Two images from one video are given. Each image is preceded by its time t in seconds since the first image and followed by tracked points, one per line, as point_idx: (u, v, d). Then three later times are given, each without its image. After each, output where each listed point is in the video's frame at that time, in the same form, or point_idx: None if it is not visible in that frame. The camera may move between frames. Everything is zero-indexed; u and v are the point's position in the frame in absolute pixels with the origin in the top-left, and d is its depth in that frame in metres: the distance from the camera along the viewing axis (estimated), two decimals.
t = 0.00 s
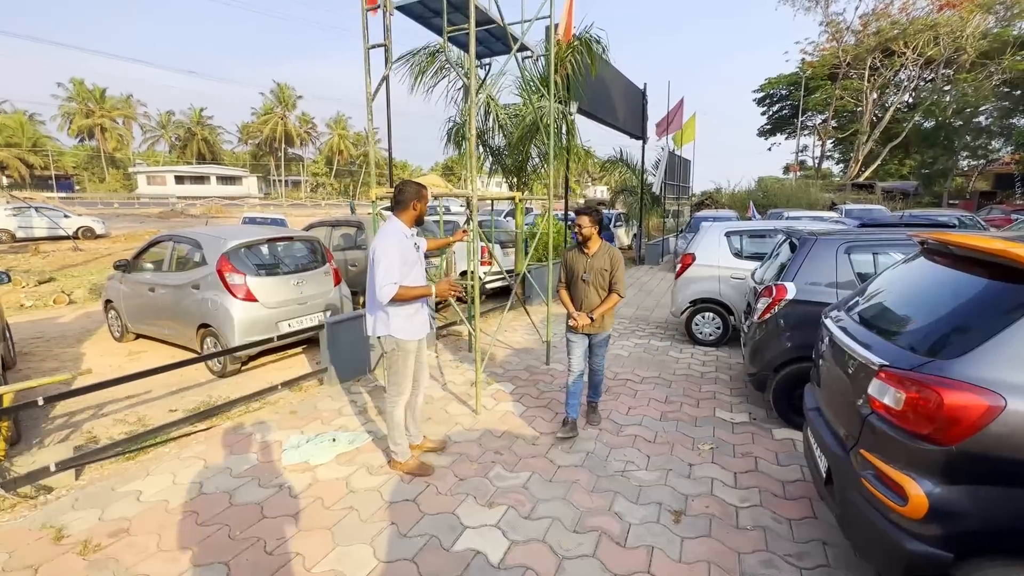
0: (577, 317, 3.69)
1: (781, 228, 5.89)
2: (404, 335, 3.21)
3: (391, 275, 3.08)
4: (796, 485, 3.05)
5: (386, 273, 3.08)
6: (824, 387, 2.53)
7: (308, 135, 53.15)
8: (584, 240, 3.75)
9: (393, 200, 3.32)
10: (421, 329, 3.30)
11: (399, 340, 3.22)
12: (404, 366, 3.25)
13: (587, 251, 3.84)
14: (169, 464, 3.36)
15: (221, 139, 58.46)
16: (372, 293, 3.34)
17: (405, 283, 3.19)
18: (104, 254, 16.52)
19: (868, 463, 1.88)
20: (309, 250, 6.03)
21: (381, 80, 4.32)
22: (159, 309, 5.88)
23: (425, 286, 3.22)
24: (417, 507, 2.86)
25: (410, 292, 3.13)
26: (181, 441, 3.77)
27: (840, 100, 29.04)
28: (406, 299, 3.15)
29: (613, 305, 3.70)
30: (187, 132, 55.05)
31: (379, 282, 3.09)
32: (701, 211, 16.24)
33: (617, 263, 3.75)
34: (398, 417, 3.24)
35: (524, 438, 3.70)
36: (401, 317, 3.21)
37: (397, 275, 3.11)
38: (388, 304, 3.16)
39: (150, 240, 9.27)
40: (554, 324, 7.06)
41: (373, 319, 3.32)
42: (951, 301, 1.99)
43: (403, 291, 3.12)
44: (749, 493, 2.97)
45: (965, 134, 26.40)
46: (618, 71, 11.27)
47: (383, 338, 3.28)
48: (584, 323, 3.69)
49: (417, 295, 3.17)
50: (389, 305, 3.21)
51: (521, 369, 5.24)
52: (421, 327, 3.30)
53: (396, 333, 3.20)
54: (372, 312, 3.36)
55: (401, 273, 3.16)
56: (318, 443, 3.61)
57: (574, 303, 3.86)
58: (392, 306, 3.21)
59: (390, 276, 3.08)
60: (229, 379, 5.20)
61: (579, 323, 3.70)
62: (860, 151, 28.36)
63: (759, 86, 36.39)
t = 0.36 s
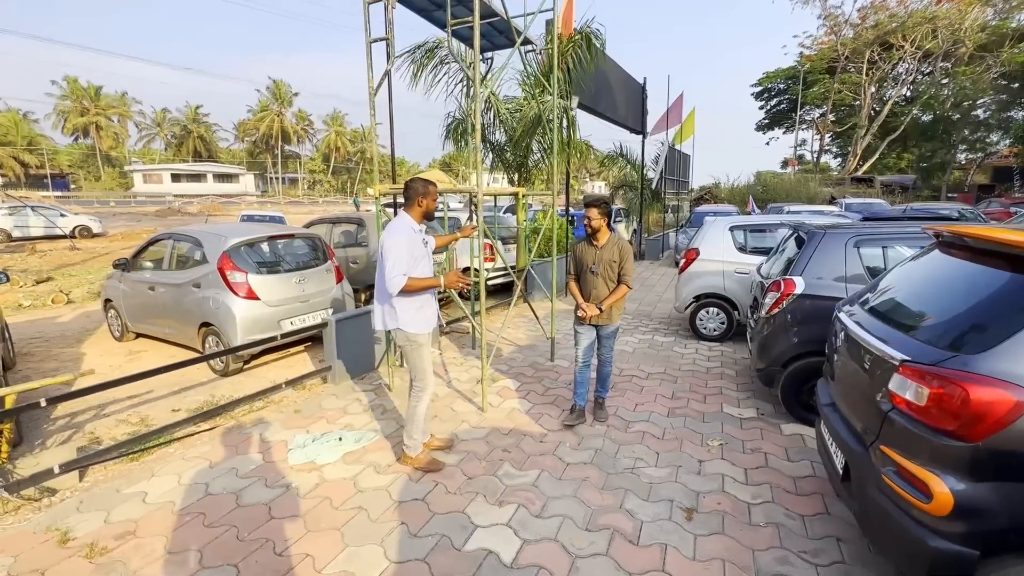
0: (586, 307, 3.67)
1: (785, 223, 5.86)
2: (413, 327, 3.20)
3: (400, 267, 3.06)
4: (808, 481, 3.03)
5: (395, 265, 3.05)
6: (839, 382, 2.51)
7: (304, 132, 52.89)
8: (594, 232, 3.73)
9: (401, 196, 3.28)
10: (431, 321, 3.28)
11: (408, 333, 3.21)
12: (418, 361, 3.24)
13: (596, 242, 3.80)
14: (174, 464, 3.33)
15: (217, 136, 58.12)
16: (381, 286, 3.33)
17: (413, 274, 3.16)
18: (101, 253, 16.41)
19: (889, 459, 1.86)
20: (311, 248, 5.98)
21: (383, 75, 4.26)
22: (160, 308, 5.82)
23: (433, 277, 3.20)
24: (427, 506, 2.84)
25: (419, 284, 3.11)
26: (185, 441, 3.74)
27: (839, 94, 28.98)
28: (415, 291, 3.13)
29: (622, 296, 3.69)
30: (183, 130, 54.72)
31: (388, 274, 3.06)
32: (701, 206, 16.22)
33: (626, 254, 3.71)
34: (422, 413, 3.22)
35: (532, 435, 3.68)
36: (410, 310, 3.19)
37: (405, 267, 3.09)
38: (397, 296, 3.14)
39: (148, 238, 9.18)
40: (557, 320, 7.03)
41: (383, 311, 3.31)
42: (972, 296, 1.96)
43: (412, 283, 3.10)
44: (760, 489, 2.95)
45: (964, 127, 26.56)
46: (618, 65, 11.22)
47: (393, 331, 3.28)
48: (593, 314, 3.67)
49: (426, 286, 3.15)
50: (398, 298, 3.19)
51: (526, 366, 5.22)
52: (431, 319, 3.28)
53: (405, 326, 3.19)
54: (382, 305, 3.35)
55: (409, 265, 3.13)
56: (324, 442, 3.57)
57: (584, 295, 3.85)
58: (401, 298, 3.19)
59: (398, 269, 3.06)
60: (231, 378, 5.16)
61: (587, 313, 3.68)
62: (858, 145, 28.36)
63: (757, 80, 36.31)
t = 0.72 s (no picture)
0: (591, 304, 3.68)
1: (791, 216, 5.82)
2: (422, 322, 3.17)
3: (413, 259, 3.05)
4: (821, 476, 3.00)
5: (408, 256, 3.04)
6: (856, 377, 2.48)
7: (303, 130, 52.78)
8: (596, 228, 3.71)
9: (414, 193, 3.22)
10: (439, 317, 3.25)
11: (415, 330, 3.18)
12: (428, 357, 3.23)
13: (599, 238, 3.77)
14: (181, 465, 3.30)
15: (216, 135, 57.98)
16: (390, 281, 3.30)
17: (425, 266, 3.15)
18: (101, 253, 16.37)
19: (912, 454, 1.82)
20: (313, 246, 5.94)
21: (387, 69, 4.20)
22: (163, 308, 5.79)
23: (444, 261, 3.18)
24: (438, 505, 2.81)
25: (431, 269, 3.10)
26: (192, 441, 3.71)
27: (840, 87, 28.85)
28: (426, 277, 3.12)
29: (625, 292, 3.63)
30: (182, 129, 54.60)
31: (402, 264, 3.05)
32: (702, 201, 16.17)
33: (629, 250, 3.66)
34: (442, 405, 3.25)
35: (541, 432, 3.65)
36: (419, 304, 3.18)
37: (418, 259, 3.07)
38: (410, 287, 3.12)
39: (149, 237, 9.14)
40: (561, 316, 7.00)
41: (391, 306, 3.29)
42: (995, 288, 1.92)
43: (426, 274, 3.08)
44: (774, 485, 2.92)
45: (966, 120, 26.40)
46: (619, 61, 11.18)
47: (400, 327, 3.25)
48: (597, 310, 3.66)
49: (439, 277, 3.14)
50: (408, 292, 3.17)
51: (532, 362, 5.19)
52: (439, 314, 3.26)
53: (417, 320, 3.16)
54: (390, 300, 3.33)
55: (422, 257, 3.12)
56: (332, 441, 3.54)
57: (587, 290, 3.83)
58: (412, 292, 3.18)
59: (412, 260, 3.04)
60: (236, 377, 5.13)
61: (592, 309, 3.68)
62: (860, 138, 28.26)
63: (757, 74, 36.17)
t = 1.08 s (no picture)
0: (582, 303, 3.61)
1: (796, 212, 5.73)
2: (424, 323, 3.11)
3: (415, 259, 2.99)
4: (832, 478, 2.93)
5: (409, 257, 2.98)
6: (870, 377, 2.40)
7: (304, 130, 52.73)
8: (592, 225, 3.64)
9: (409, 190, 3.17)
10: (441, 318, 3.20)
11: (417, 331, 3.12)
12: (430, 359, 3.16)
13: (595, 236, 3.70)
14: (179, 470, 3.24)
15: (216, 135, 57.95)
16: (390, 283, 3.24)
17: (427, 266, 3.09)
18: (103, 255, 16.35)
19: (931, 458, 1.75)
20: (312, 245, 5.88)
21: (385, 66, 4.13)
22: (162, 309, 5.74)
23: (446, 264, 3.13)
24: (439, 510, 2.75)
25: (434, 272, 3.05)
26: (190, 445, 3.65)
27: (842, 82, 28.70)
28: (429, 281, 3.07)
29: (619, 292, 3.54)
30: (182, 130, 54.62)
31: (404, 265, 2.99)
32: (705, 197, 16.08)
33: (624, 248, 3.58)
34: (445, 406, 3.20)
35: (544, 434, 3.58)
36: (420, 305, 3.12)
37: (419, 258, 3.02)
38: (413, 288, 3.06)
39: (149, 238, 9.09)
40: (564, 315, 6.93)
41: (391, 308, 3.22)
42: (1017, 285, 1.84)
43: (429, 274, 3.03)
44: (783, 488, 2.85)
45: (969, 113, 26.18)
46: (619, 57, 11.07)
47: (401, 329, 3.19)
48: (588, 309, 3.58)
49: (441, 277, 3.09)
50: (410, 293, 3.11)
51: (535, 362, 5.13)
52: (441, 315, 3.20)
53: (419, 320, 3.10)
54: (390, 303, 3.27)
55: (422, 257, 3.06)
56: (332, 444, 3.48)
57: (581, 289, 3.77)
58: (413, 293, 3.12)
59: (413, 260, 2.98)
60: (235, 379, 5.08)
61: (582, 309, 3.61)
62: (862, 133, 28.11)
63: (758, 69, 35.96)
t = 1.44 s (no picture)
0: (571, 310, 3.44)
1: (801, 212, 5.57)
2: (415, 330, 2.98)
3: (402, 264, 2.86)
4: (841, 492, 2.79)
5: (396, 262, 2.85)
6: (882, 389, 2.27)
7: (304, 131, 52.66)
8: (585, 228, 3.49)
9: (394, 193, 3.04)
10: (434, 324, 3.07)
11: (407, 339, 2.99)
12: (419, 368, 3.03)
13: (587, 239, 3.57)
14: (160, 484, 3.12)
15: (217, 137, 57.96)
16: (378, 289, 3.11)
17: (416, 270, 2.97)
18: (101, 257, 16.27)
19: (953, 483, 1.62)
20: (305, 247, 5.76)
21: (374, 63, 3.99)
22: (152, 314, 5.62)
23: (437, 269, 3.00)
24: (428, 529, 2.62)
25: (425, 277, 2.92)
26: (174, 457, 3.53)
27: (845, 79, 28.48)
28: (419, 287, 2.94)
29: (610, 299, 3.42)
30: (183, 131, 54.65)
31: (392, 272, 2.86)
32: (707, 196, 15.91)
33: (616, 253, 3.45)
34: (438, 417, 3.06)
35: (540, 444, 3.45)
36: (410, 312, 2.98)
37: (407, 263, 2.89)
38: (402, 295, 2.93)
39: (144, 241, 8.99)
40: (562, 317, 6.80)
41: (381, 316, 3.10)
42: None
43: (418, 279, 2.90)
44: (790, 503, 2.71)
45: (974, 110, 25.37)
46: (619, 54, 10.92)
47: (391, 338, 3.06)
48: (577, 317, 3.40)
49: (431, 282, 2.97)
50: (399, 299, 2.98)
51: (532, 367, 5.00)
52: (434, 321, 3.07)
53: (409, 329, 2.97)
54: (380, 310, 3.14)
55: (410, 261, 2.93)
56: (319, 457, 3.35)
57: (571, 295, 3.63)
58: (403, 300, 2.99)
59: (401, 266, 2.85)
60: (225, 386, 4.96)
61: (571, 316, 3.43)
62: (865, 131, 27.89)
63: (760, 67, 35.71)
